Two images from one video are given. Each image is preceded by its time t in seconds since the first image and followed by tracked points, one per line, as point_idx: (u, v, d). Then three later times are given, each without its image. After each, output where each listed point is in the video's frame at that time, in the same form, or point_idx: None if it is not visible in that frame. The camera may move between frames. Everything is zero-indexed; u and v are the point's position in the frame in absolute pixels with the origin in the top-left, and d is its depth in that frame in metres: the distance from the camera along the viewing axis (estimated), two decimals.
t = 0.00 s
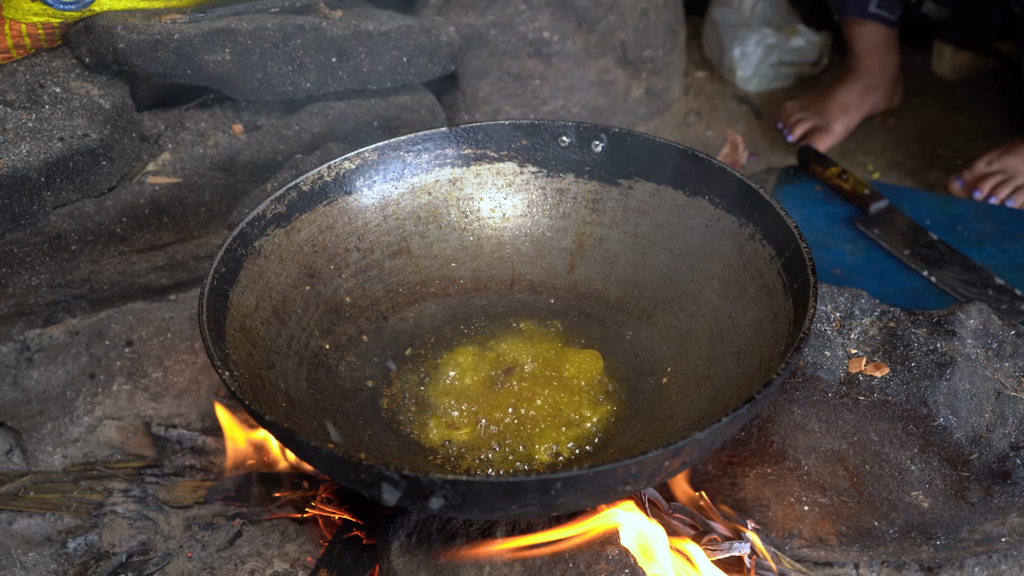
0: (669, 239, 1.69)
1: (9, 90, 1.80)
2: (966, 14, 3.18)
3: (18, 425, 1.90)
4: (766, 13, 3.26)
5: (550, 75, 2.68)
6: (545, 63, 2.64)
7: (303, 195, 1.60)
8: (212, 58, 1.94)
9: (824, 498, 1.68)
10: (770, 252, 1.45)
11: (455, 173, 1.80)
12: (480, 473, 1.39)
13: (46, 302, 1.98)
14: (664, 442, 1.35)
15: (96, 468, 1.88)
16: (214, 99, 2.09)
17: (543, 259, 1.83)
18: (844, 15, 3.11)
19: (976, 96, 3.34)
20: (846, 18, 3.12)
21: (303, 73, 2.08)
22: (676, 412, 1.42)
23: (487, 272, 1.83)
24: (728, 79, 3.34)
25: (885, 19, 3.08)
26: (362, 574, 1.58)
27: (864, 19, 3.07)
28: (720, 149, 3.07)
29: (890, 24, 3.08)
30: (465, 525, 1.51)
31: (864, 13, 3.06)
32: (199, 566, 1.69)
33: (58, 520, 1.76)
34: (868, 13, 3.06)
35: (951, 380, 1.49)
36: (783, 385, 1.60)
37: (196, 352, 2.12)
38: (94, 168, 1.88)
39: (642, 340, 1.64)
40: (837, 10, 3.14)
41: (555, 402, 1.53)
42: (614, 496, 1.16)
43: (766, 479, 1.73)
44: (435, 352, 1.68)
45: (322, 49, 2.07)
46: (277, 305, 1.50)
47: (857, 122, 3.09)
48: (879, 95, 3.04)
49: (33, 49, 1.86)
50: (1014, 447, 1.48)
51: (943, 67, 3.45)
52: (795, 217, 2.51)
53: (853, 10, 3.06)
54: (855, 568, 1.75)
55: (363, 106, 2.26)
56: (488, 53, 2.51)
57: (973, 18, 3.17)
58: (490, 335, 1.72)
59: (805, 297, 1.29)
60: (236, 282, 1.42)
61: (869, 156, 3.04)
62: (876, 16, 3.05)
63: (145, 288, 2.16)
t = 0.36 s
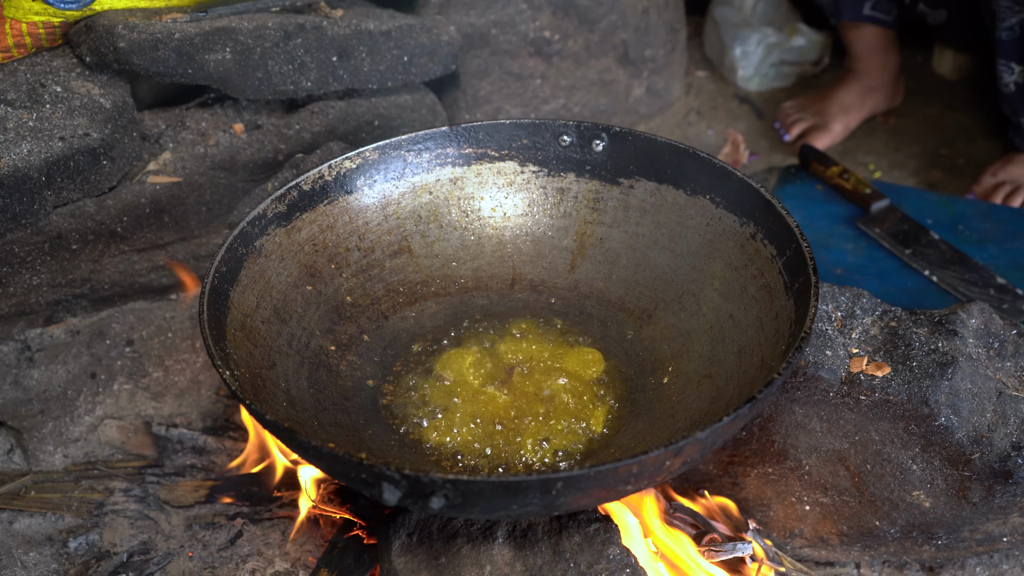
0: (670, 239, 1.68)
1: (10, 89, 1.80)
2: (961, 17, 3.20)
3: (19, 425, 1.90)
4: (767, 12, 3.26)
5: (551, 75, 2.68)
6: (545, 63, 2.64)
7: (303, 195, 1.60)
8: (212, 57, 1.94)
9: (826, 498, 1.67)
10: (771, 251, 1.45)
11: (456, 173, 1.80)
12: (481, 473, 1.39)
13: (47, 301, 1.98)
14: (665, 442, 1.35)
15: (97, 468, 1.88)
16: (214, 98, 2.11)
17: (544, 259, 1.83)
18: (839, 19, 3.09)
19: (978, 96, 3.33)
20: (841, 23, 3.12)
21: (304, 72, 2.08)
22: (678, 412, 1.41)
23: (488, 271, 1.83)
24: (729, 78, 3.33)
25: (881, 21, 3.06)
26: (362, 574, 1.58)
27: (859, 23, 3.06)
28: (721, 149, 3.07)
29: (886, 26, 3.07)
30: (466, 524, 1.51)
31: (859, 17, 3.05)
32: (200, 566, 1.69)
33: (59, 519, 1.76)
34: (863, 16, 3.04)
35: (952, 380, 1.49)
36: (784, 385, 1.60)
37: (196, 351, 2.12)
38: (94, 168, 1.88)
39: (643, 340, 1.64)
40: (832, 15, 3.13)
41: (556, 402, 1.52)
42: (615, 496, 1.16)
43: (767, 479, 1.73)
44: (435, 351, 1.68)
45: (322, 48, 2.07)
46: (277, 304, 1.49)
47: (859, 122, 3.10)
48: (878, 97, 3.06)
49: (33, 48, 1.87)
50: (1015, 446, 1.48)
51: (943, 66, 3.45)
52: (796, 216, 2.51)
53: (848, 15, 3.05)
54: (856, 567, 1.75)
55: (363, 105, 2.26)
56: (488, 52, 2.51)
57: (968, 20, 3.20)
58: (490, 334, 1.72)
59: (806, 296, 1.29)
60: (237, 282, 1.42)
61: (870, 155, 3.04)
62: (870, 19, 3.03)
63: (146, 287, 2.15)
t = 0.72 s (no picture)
0: (670, 239, 1.69)
1: (10, 89, 1.81)
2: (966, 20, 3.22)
3: (19, 425, 1.90)
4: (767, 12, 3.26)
5: (551, 75, 2.68)
6: (545, 63, 2.65)
7: (303, 195, 1.60)
8: (212, 57, 1.94)
9: (825, 498, 1.68)
10: (770, 251, 1.45)
11: (455, 173, 1.80)
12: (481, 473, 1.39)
13: (47, 301, 1.98)
14: (664, 442, 1.35)
15: (97, 468, 1.89)
16: (214, 99, 2.11)
17: (543, 259, 1.83)
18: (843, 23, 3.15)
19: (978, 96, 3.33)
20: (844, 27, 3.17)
21: (304, 72, 2.08)
22: (677, 412, 1.42)
23: (487, 271, 1.83)
24: (729, 78, 3.34)
25: (882, 25, 3.10)
26: (362, 574, 1.58)
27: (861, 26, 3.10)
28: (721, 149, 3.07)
29: (887, 30, 3.11)
30: (466, 524, 1.51)
31: (861, 21, 3.09)
32: (200, 566, 1.69)
33: (60, 519, 1.76)
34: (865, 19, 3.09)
35: (951, 380, 1.49)
36: (783, 385, 1.60)
37: (196, 351, 2.13)
38: (94, 168, 1.89)
39: (642, 340, 1.64)
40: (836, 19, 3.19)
41: (556, 403, 1.53)
42: (613, 495, 1.16)
43: (766, 479, 1.73)
44: (435, 351, 1.68)
45: (322, 49, 2.07)
46: (277, 304, 1.50)
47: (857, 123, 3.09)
48: (877, 99, 3.06)
49: (33, 49, 1.87)
50: (1014, 446, 1.48)
51: (943, 65, 3.44)
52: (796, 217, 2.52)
53: (850, 17, 3.10)
54: (855, 567, 1.76)
55: (363, 106, 2.26)
56: (488, 53, 2.51)
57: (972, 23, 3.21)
58: (490, 334, 1.72)
59: (805, 296, 1.29)
60: (237, 282, 1.42)
61: (870, 155, 3.04)
62: (872, 22, 3.08)
63: (146, 287, 2.16)
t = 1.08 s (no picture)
0: (669, 240, 1.69)
1: (9, 90, 1.80)
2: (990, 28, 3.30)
3: (18, 426, 1.90)
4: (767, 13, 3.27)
5: (550, 76, 2.68)
6: (544, 64, 2.65)
7: (302, 196, 1.60)
8: (212, 58, 1.94)
9: (824, 499, 1.67)
10: (769, 252, 1.45)
11: (455, 174, 1.80)
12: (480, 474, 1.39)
13: (46, 302, 1.98)
14: (664, 442, 1.35)
15: (95, 469, 1.88)
16: (214, 100, 2.09)
17: (543, 260, 1.83)
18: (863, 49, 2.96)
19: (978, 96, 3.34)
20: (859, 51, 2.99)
21: (303, 73, 2.08)
22: (676, 413, 1.41)
23: (487, 272, 1.83)
24: (728, 79, 3.34)
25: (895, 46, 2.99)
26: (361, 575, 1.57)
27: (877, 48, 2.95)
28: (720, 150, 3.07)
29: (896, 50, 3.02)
30: (465, 525, 1.51)
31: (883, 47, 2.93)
32: (199, 567, 1.69)
33: (58, 520, 1.76)
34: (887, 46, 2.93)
35: (950, 381, 1.49)
36: (782, 386, 1.60)
37: (195, 352, 2.12)
38: (93, 168, 1.88)
39: (642, 341, 1.64)
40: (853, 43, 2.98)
41: (555, 404, 1.52)
42: (613, 497, 1.16)
43: (766, 480, 1.73)
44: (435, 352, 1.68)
45: (321, 49, 2.07)
46: (276, 305, 1.50)
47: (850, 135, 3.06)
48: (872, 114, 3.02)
49: (33, 50, 1.87)
50: (1014, 447, 1.48)
51: (944, 68, 3.47)
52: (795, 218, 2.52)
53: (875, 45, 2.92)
54: (854, 568, 1.75)
55: (362, 106, 2.26)
56: (488, 53, 2.51)
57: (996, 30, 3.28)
58: (489, 335, 1.72)
59: (805, 297, 1.29)
60: (236, 283, 1.42)
61: (869, 156, 3.04)
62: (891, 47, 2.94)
63: (145, 288, 2.15)
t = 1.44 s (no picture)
0: (670, 240, 1.69)
1: (9, 89, 1.80)
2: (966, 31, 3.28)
3: (18, 425, 1.90)
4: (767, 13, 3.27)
5: (550, 76, 2.68)
6: (545, 64, 2.65)
7: (303, 196, 1.60)
8: (212, 58, 1.94)
9: (824, 499, 1.68)
10: (770, 253, 1.45)
11: (455, 174, 1.80)
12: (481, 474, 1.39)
13: (46, 302, 1.98)
14: (664, 442, 1.35)
15: (96, 469, 1.88)
16: (214, 99, 2.10)
17: (543, 260, 1.83)
18: (830, 28, 3.05)
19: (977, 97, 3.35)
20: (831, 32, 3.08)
21: (303, 73, 2.08)
22: (676, 414, 1.41)
23: (487, 272, 1.83)
24: (728, 80, 3.34)
25: (872, 31, 3.02)
26: (361, 574, 1.57)
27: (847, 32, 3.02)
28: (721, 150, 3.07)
29: (876, 36, 3.03)
30: (465, 525, 1.51)
31: (850, 26, 3.01)
32: (199, 567, 1.69)
33: (58, 520, 1.76)
34: (855, 26, 3.00)
35: (950, 381, 1.49)
36: (782, 386, 1.60)
37: (196, 352, 2.12)
38: (94, 168, 1.88)
39: (642, 341, 1.64)
40: (821, 23, 3.09)
41: (556, 404, 1.52)
42: (613, 497, 1.16)
43: (766, 480, 1.73)
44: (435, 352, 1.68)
45: (322, 50, 2.07)
46: (277, 305, 1.50)
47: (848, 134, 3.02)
48: (864, 110, 3.01)
49: (33, 49, 1.87)
50: (1014, 447, 1.48)
51: (943, 68, 3.47)
52: (795, 219, 2.52)
53: (839, 23, 3.01)
54: (854, 569, 1.75)
55: (363, 106, 2.26)
56: (488, 53, 2.52)
57: (969, 32, 3.27)
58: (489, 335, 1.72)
59: (805, 297, 1.29)
60: (236, 283, 1.42)
61: (869, 156, 3.05)
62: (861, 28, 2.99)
63: (145, 288, 2.16)
